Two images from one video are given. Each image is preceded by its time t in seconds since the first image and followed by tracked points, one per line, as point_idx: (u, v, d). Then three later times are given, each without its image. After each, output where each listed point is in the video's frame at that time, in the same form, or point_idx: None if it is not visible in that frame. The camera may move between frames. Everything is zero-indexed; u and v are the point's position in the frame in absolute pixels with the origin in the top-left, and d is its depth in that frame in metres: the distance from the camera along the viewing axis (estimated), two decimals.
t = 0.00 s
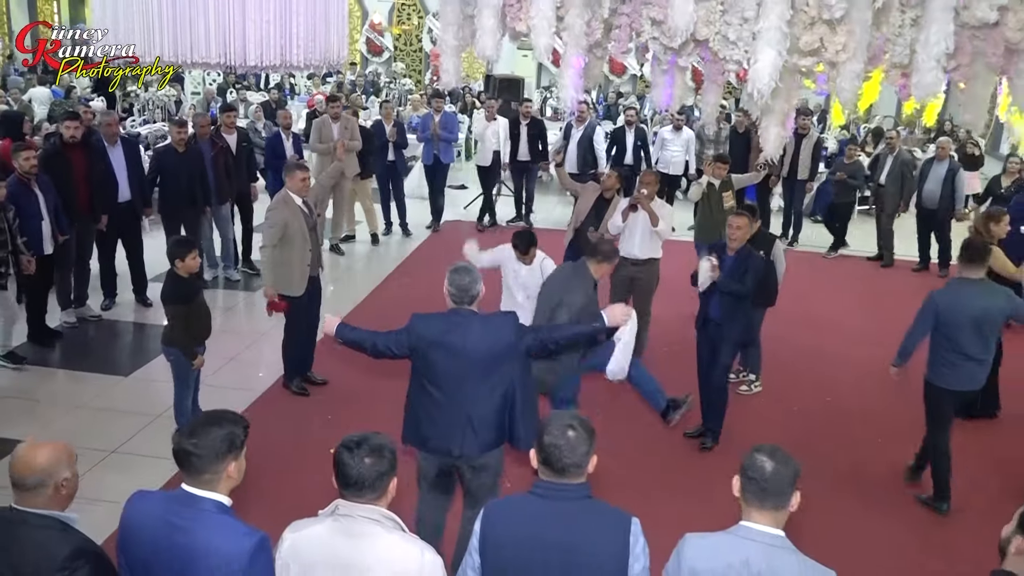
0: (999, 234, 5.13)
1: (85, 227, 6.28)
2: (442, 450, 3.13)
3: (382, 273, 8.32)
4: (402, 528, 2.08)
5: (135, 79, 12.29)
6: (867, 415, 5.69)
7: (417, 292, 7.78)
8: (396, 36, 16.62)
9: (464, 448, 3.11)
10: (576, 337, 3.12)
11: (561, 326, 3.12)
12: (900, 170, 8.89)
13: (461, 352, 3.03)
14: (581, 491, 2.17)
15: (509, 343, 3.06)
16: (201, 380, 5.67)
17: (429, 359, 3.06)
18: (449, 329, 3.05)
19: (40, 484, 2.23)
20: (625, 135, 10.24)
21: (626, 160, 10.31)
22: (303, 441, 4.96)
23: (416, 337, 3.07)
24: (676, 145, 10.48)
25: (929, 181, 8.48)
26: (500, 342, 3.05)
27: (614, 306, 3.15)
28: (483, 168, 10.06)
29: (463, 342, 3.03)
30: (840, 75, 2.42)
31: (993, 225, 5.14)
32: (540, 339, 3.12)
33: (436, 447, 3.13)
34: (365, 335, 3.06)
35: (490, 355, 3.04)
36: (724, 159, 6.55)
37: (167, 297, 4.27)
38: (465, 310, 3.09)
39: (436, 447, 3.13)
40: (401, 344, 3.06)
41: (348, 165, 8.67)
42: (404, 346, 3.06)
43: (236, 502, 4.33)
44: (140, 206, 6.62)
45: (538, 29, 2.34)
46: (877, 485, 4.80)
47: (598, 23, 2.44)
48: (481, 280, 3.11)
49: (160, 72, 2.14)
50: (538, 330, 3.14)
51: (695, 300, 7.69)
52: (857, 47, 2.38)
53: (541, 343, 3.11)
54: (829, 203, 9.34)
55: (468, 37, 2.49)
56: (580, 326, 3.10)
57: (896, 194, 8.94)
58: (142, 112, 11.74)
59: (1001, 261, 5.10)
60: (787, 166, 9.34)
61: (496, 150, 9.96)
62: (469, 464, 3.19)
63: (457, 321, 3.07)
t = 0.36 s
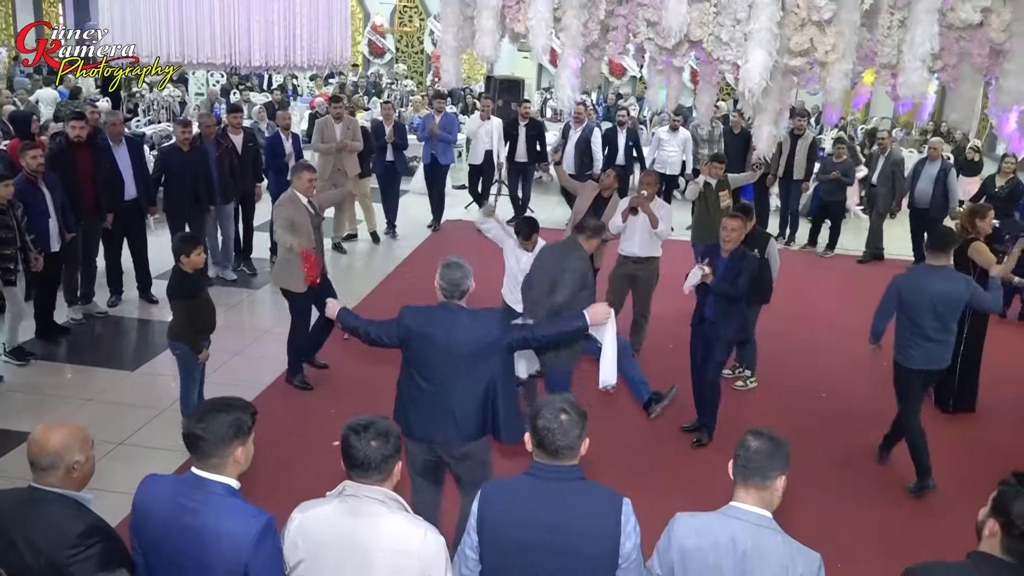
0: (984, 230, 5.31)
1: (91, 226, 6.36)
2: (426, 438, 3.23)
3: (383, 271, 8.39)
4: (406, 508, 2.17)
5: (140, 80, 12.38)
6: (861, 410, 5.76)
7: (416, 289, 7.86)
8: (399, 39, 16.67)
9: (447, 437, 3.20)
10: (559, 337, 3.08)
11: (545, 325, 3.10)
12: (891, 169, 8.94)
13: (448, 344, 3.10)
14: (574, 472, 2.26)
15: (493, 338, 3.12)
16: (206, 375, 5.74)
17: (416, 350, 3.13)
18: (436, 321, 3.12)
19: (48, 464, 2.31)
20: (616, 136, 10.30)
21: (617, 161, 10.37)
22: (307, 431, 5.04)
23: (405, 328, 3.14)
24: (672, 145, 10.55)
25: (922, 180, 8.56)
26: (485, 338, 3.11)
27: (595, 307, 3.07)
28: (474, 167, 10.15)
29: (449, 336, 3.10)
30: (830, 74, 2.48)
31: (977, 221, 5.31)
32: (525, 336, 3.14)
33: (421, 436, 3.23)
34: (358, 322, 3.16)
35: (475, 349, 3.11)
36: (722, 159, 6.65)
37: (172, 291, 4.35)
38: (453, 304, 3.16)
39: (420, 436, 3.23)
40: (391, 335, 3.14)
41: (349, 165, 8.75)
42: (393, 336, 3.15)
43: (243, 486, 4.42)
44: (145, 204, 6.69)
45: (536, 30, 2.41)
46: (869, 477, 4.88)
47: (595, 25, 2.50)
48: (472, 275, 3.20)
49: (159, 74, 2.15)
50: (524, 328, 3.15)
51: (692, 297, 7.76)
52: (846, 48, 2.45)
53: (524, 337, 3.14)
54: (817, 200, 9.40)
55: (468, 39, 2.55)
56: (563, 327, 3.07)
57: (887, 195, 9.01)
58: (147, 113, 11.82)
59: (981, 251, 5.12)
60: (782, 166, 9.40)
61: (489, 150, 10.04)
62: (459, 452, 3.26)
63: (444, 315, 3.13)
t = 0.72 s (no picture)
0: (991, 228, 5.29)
1: (105, 222, 6.45)
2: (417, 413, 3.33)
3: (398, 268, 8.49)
4: (444, 494, 2.23)
5: (159, 80, 12.51)
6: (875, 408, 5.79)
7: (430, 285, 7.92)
8: (415, 38, 16.79)
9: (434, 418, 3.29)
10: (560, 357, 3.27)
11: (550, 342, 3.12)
12: (902, 170, 8.93)
13: (462, 332, 3.16)
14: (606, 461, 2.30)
15: (499, 334, 3.16)
16: (223, 369, 5.81)
17: (427, 331, 3.20)
18: (451, 302, 3.19)
19: (94, 450, 2.40)
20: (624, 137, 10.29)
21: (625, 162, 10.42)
22: (324, 423, 5.12)
23: (420, 308, 3.21)
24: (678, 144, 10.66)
25: (934, 180, 8.55)
26: (495, 333, 3.16)
27: (605, 349, 3.13)
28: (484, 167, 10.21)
29: (460, 324, 3.16)
30: (837, 73, 2.51)
31: (986, 219, 5.30)
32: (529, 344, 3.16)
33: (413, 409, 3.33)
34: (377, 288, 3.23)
35: (482, 343, 3.16)
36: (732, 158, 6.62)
37: (193, 285, 4.43)
38: (468, 290, 3.22)
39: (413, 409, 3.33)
40: (405, 310, 3.22)
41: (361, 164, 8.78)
42: (407, 312, 3.22)
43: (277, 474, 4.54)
44: (163, 200, 6.77)
45: (548, 29, 2.43)
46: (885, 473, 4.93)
47: (606, 24, 2.52)
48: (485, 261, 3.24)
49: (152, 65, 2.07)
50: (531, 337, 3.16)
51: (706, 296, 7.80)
52: (854, 47, 2.47)
53: (526, 344, 3.21)
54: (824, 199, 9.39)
55: (482, 38, 2.58)
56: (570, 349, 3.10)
57: (897, 196, 8.97)
58: (164, 111, 11.95)
59: (983, 246, 5.16)
60: (795, 166, 9.40)
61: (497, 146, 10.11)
62: (467, 442, 3.33)
63: (459, 300, 3.19)
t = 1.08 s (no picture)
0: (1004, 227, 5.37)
1: (118, 220, 6.54)
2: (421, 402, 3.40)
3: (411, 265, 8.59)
4: (492, 487, 2.27)
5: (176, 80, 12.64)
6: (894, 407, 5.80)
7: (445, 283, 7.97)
8: (428, 40, 16.98)
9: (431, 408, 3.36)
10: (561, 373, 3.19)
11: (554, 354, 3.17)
12: (911, 172, 8.82)
13: (473, 328, 3.20)
14: (660, 455, 2.34)
15: (503, 339, 3.18)
16: (239, 364, 5.88)
17: (439, 327, 3.27)
18: (468, 301, 3.24)
19: (154, 445, 2.45)
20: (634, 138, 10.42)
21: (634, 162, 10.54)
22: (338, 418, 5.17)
23: (436, 304, 3.28)
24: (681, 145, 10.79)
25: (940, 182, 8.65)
26: (501, 339, 3.19)
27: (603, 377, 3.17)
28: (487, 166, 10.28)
29: (472, 325, 3.20)
30: (846, 72, 2.49)
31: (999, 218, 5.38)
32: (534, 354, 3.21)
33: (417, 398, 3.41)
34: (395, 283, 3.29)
35: (491, 348, 3.19)
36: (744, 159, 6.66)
37: (208, 281, 4.49)
38: (482, 292, 3.26)
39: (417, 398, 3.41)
40: (420, 305, 3.29)
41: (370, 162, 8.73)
42: (422, 307, 3.29)
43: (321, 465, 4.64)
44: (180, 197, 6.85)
45: (560, 28, 2.45)
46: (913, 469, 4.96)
47: (617, 24, 2.53)
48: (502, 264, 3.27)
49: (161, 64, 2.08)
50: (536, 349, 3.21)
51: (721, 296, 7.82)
52: (862, 46, 2.46)
53: (531, 351, 3.21)
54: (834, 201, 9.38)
55: (495, 37, 2.61)
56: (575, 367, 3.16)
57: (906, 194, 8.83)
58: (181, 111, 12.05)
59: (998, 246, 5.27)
60: (807, 167, 9.40)
61: (501, 147, 10.15)
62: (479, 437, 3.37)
63: (474, 300, 3.24)
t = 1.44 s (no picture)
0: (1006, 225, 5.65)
1: (139, 222, 6.63)
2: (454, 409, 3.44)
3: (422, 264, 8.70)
4: (513, 468, 2.35)
5: (195, 85, 12.85)
6: (899, 404, 5.87)
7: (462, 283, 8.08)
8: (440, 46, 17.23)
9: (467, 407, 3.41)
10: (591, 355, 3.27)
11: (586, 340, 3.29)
12: (907, 175, 9.16)
13: (495, 325, 3.29)
14: (692, 447, 2.41)
15: (536, 328, 3.29)
16: (256, 359, 5.99)
17: (464, 328, 3.32)
18: (488, 298, 3.33)
19: (198, 432, 2.53)
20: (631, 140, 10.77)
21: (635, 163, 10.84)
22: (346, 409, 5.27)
23: (459, 308, 3.34)
24: (684, 148, 10.81)
25: (931, 184, 8.86)
26: (533, 329, 3.29)
27: (633, 349, 3.14)
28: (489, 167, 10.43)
29: (501, 322, 3.28)
30: (844, 77, 2.53)
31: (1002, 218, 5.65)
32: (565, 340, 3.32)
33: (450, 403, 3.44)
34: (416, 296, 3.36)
35: (523, 340, 3.29)
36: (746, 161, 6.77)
37: (226, 278, 4.59)
38: (504, 290, 3.33)
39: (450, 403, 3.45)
40: (445, 310, 3.35)
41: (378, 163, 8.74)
42: (447, 312, 3.35)
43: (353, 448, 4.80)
44: (198, 199, 6.95)
45: (567, 35, 2.53)
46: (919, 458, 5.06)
47: (623, 30, 2.60)
48: (523, 261, 3.35)
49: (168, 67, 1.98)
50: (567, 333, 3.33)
51: (731, 295, 7.91)
52: (860, 52, 2.49)
53: (559, 340, 3.32)
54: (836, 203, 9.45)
55: (505, 43, 2.70)
56: (605, 344, 3.26)
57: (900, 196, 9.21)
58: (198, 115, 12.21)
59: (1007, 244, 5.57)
60: (809, 170, 9.46)
61: (501, 150, 10.25)
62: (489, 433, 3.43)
63: (498, 298, 3.32)
